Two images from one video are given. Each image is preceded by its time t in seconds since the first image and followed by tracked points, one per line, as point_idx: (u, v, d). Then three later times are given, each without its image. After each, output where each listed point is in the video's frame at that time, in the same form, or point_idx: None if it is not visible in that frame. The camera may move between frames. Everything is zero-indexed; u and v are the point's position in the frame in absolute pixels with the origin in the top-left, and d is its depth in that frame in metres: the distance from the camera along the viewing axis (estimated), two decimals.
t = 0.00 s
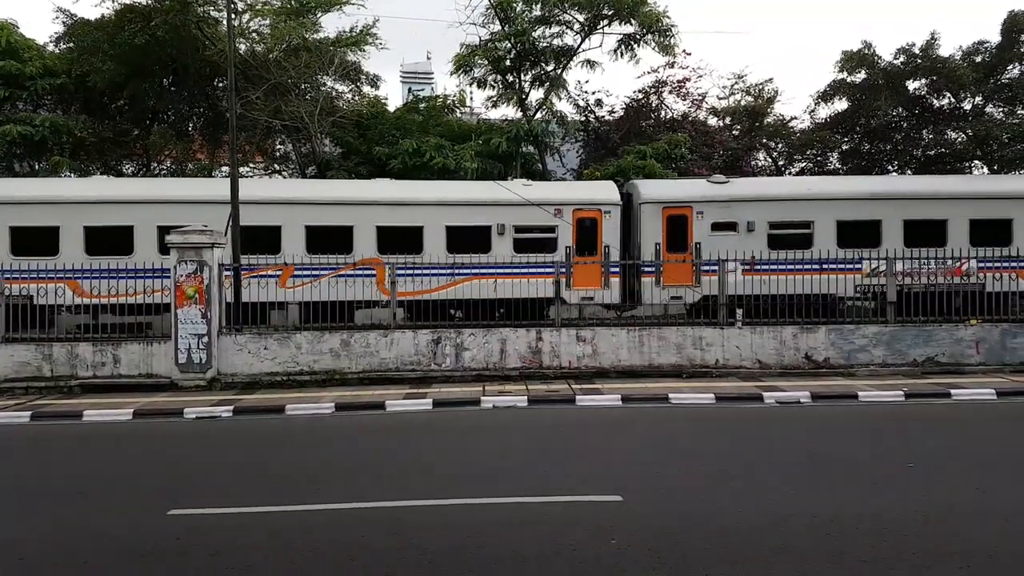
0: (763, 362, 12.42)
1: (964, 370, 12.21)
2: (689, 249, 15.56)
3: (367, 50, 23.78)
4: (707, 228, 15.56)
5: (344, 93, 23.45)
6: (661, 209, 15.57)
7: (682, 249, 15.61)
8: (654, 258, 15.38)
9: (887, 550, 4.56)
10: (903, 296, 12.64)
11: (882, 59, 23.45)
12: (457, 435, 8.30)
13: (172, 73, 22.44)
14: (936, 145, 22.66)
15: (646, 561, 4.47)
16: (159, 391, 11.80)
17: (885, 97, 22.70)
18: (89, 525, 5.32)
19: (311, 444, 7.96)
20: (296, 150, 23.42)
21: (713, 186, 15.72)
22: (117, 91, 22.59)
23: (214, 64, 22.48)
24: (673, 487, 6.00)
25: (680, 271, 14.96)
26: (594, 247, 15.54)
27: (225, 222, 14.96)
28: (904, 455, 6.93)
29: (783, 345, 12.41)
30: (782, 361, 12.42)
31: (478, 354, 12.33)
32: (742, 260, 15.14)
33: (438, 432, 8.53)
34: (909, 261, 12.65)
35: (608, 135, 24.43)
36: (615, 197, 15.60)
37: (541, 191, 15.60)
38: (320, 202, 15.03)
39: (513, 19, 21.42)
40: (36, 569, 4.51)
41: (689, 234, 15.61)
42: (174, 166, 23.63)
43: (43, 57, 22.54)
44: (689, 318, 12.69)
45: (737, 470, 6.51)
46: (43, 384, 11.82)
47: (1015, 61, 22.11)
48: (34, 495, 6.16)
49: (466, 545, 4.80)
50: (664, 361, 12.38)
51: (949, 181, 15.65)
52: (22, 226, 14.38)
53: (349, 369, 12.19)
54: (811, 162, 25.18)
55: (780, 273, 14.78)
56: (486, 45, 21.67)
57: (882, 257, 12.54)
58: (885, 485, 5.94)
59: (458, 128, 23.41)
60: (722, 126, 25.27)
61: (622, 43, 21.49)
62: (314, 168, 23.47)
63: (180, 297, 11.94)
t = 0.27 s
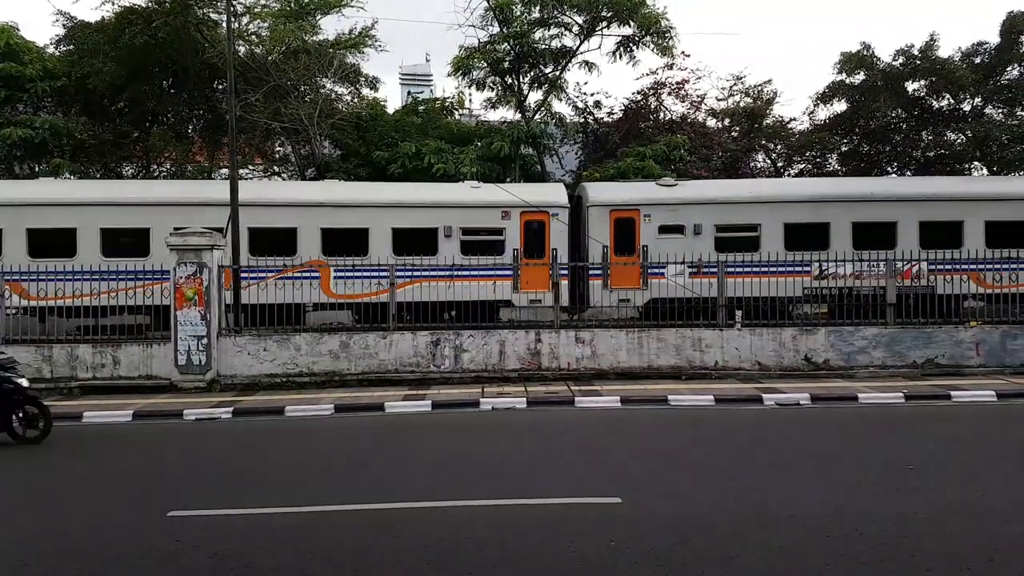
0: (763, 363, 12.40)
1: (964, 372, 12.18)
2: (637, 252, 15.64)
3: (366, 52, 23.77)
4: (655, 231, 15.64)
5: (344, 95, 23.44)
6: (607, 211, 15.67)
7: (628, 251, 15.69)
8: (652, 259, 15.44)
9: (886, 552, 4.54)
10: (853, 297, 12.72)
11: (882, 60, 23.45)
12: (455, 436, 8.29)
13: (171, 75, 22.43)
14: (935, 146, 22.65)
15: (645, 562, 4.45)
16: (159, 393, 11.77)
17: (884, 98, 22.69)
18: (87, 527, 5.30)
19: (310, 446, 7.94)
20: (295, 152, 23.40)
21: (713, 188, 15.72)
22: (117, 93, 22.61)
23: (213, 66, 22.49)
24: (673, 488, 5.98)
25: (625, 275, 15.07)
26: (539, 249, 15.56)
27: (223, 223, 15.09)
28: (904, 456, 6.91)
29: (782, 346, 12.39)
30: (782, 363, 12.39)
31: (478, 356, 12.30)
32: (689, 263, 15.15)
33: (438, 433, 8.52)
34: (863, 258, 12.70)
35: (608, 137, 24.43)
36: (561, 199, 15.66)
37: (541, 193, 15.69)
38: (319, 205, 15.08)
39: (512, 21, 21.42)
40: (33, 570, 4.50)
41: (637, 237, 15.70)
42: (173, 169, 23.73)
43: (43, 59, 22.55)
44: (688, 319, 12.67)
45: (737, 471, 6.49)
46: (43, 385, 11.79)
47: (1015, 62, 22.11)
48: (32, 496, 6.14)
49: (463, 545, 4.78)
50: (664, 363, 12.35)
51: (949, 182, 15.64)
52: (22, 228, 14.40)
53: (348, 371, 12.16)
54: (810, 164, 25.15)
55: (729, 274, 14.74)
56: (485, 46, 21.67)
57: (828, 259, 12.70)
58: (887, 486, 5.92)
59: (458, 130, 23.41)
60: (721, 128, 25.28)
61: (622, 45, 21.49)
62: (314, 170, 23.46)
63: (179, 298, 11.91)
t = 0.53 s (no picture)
0: (762, 364, 12.41)
1: (963, 375, 12.20)
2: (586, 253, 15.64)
3: (366, 52, 23.77)
4: (603, 233, 15.66)
5: (344, 95, 23.42)
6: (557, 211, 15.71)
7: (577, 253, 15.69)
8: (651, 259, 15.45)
9: (884, 553, 4.55)
10: (801, 300, 12.71)
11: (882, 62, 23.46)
12: (454, 436, 8.29)
13: (171, 73, 22.41)
14: (935, 149, 22.65)
15: (643, 563, 4.46)
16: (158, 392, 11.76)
17: (885, 101, 22.69)
18: (87, 526, 5.30)
19: (309, 445, 7.94)
20: (295, 152, 23.37)
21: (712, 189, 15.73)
22: (117, 92, 22.60)
23: (213, 65, 22.48)
24: (672, 489, 5.99)
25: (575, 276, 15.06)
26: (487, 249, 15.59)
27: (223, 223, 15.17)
28: (903, 458, 6.92)
29: (782, 348, 12.40)
30: (781, 365, 12.41)
31: (477, 356, 12.31)
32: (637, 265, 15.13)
33: (437, 433, 8.52)
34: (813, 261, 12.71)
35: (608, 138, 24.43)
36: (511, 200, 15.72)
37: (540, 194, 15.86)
38: (319, 204, 15.14)
39: (513, 21, 21.43)
40: (31, 569, 4.50)
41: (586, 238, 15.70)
42: (174, 167, 23.64)
43: (43, 57, 22.54)
44: (688, 320, 12.67)
45: (735, 473, 6.49)
46: (42, 384, 11.77)
47: (1015, 65, 22.14)
48: (32, 495, 6.14)
49: (463, 545, 4.79)
50: (664, 364, 12.35)
51: (948, 185, 15.65)
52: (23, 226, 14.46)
53: (348, 370, 12.16)
54: (810, 166, 25.12)
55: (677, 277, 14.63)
56: (486, 47, 21.68)
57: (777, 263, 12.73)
58: (886, 488, 5.93)
59: (458, 131, 23.40)
60: (722, 129, 25.27)
61: (623, 47, 21.50)
62: (314, 169, 23.44)
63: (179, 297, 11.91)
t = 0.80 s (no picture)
0: (761, 365, 12.39)
1: (963, 376, 12.19)
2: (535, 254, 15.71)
3: (366, 53, 23.76)
4: (551, 234, 15.73)
5: (344, 96, 23.42)
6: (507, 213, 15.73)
7: (526, 254, 15.75)
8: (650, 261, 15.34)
9: (882, 553, 4.55)
10: (800, 302, 12.72)
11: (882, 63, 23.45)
12: (454, 437, 8.29)
13: (171, 74, 22.42)
14: (935, 149, 22.66)
15: (641, 563, 4.46)
16: (157, 393, 11.75)
17: (884, 102, 22.71)
18: (85, 526, 5.29)
19: (308, 446, 7.92)
20: (295, 153, 23.37)
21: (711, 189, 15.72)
22: (116, 93, 22.62)
23: (213, 66, 22.48)
24: (672, 490, 5.99)
25: (525, 277, 15.11)
26: (434, 250, 15.61)
27: (223, 224, 15.20)
28: (904, 459, 6.90)
29: (781, 349, 12.39)
30: (780, 365, 12.40)
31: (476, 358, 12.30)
32: (586, 266, 15.17)
33: (437, 434, 8.50)
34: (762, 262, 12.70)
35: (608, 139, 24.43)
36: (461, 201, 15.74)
37: (538, 195, 15.81)
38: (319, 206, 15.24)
39: (512, 22, 21.44)
40: (29, 570, 4.49)
41: (534, 239, 15.76)
42: (175, 168, 23.24)
43: (43, 59, 22.56)
44: (688, 322, 12.66)
45: (734, 473, 6.49)
46: (42, 384, 11.77)
47: (1015, 66, 22.14)
48: (31, 495, 6.13)
49: (462, 546, 4.79)
50: (663, 365, 12.35)
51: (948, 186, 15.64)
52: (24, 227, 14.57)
53: (347, 371, 12.16)
54: (810, 167, 25.08)
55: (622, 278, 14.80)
56: (486, 48, 21.68)
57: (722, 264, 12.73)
58: (885, 489, 5.93)
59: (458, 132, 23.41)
60: (721, 130, 25.28)
61: (622, 48, 21.51)
62: (314, 170, 23.44)
63: (179, 298, 11.91)
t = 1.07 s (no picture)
0: (762, 367, 12.38)
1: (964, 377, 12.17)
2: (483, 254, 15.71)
3: (367, 53, 23.77)
4: (499, 234, 15.71)
5: (345, 96, 23.41)
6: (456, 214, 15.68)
7: (474, 255, 15.77)
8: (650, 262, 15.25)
9: (881, 554, 4.56)
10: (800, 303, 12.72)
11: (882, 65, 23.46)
12: (454, 438, 8.29)
13: (172, 74, 22.43)
14: (936, 151, 22.63)
15: (642, 564, 4.46)
16: (157, 392, 11.75)
17: (885, 103, 22.71)
18: (86, 526, 5.28)
19: (308, 446, 7.92)
20: (296, 153, 23.35)
21: (712, 190, 15.72)
22: (117, 92, 22.62)
23: (214, 66, 22.48)
24: (672, 491, 6.00)
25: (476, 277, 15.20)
26: (380, 251, 15.64)
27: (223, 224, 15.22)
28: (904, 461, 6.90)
29: (782, 350, 12.38)
30: (781, 366, 12.39)
31: (477, 358, 12.29)
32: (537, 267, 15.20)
33: (438, 435, 8.50)
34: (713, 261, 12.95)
35: (608, 139, 24.41)
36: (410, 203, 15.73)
37: (537, 196, 15.77)
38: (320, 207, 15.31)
39: (513, 23, 21.45)
40: (29, 569, 4.48)
41: (482, 240, 15.74)
42: (174, 168, 23.27)
43: (43, 58, 22.58)
44: (688, 323, 12.65)
45: (735, 475, 6.48)
46: (42, 384, 11.77)
47: (1016, 67, 22.15)
48: (31, 495, 6.12)
49: (463, 546, 4.78)
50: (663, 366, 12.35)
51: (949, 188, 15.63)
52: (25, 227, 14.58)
53: (347, 372, 12.16)
54: (810, 168, 25.05)
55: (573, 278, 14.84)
56: (486, 48, 21.68)
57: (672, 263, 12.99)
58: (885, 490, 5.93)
59: (458, 133, 23.41)
60: (722, 131, 25.26)
61: (623, 49, 21.51)
62: (314, 171, 23.43)
63: (179, 298, 11.90)
